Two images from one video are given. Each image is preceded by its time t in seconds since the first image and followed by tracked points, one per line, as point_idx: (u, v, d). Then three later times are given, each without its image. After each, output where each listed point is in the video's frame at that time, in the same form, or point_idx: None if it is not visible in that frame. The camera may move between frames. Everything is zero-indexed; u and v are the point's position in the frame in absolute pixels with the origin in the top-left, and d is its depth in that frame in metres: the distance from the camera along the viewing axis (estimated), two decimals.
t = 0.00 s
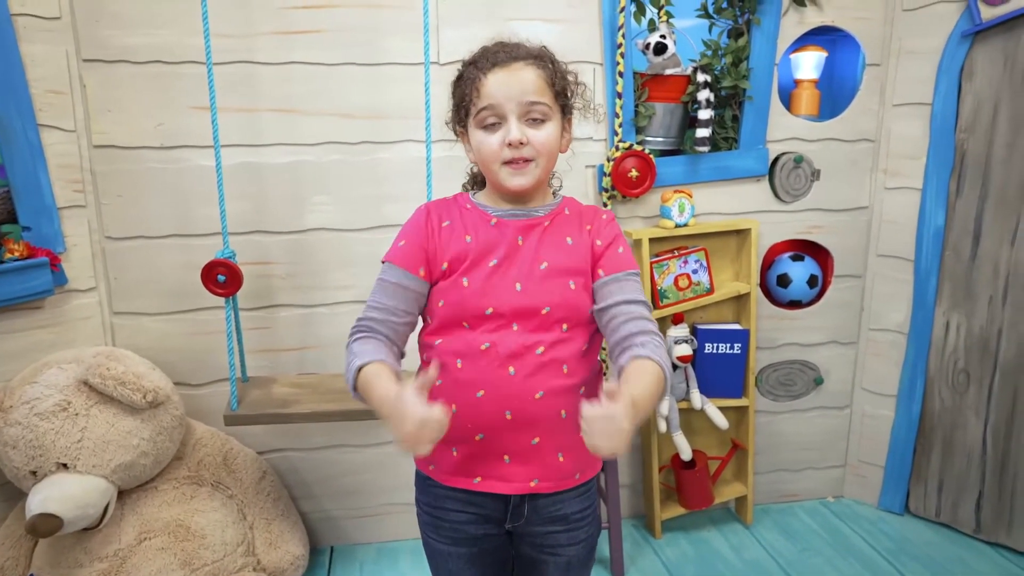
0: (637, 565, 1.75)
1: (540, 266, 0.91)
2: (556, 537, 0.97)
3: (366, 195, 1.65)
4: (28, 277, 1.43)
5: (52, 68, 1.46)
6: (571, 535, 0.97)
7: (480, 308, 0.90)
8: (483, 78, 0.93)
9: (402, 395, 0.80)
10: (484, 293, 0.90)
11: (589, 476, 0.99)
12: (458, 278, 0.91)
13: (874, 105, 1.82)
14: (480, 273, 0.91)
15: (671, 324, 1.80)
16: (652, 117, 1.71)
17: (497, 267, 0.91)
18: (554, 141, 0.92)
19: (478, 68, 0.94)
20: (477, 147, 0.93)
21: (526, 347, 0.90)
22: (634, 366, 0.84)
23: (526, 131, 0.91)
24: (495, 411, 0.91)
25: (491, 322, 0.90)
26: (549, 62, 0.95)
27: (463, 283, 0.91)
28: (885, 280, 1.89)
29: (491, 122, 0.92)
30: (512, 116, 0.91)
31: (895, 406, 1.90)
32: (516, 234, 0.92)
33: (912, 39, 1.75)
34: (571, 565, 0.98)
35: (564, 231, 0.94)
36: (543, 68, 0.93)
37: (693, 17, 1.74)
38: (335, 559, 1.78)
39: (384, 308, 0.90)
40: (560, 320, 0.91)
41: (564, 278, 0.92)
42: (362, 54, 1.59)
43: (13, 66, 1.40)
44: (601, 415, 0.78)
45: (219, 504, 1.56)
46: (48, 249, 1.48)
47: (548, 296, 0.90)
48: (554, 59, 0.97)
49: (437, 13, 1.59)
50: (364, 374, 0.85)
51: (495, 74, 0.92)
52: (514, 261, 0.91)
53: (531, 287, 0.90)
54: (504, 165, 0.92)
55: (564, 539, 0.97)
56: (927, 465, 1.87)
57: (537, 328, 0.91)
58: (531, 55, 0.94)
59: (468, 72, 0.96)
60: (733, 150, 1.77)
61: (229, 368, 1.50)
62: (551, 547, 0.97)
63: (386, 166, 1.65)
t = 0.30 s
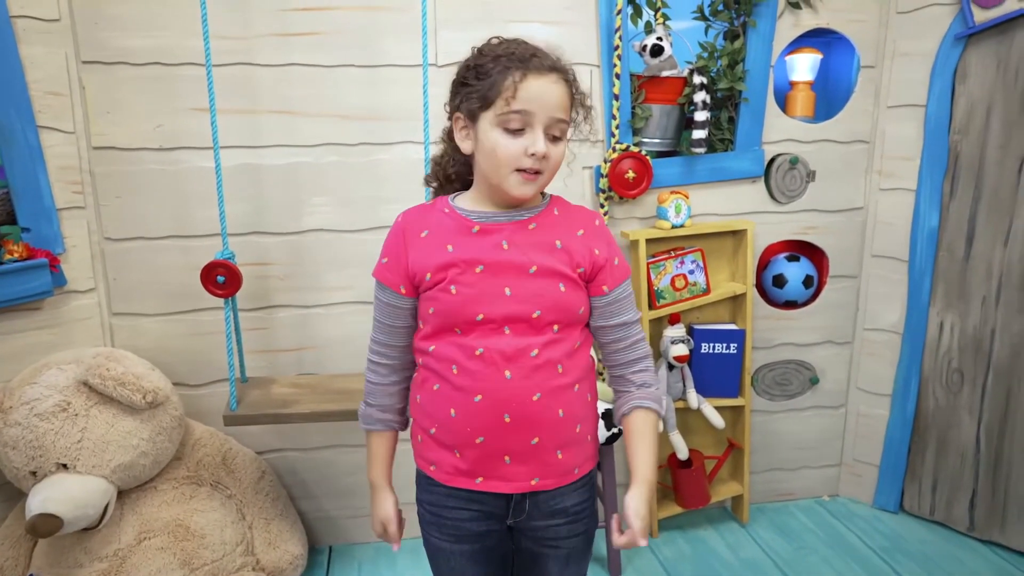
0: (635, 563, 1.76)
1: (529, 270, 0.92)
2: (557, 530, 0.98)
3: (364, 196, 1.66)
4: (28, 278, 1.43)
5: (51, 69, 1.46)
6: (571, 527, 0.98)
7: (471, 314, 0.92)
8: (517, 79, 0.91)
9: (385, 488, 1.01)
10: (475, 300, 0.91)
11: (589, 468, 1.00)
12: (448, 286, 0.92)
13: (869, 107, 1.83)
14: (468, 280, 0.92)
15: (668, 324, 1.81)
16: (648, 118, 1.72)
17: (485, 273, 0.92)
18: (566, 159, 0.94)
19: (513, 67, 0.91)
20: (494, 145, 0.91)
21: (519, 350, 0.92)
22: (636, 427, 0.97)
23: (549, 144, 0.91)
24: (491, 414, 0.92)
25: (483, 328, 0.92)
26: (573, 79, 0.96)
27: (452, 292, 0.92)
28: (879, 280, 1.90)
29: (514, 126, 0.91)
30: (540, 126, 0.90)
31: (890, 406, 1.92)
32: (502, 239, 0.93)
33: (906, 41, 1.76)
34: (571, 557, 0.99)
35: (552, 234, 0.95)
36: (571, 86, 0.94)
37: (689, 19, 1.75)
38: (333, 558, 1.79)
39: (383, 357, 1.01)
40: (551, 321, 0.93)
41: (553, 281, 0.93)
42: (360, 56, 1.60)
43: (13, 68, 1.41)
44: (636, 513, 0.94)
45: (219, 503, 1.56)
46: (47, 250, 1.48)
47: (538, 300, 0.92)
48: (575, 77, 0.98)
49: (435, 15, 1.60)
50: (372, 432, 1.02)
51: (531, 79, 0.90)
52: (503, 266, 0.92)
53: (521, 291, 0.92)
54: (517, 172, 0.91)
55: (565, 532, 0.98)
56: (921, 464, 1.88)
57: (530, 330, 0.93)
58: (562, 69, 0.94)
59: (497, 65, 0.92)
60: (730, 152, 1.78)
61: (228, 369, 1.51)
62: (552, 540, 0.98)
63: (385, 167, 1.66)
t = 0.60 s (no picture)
0: (630, 560, 1.78)
1: (518, 272, 0.94)
2: (547, 520, 1.00)
3: (361, 196, 1.68)
4: (27, 278, 1.45)
5: (50, 70, 1.48)
6: (559, 516, 1.01)
7: (463, 316, 0.93)
8: (508, 85, 0.92)
9: (384, 490, 1.02)
10: (466, 302, 0.93)
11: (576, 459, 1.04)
12: (438, 290, 0.93)
13: (861, 108, 1.85)
14: (459, 283, 0.93)
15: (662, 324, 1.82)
16: (643, 119, 1.74)
17: (475, 275, 0.93)
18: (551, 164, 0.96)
19: (505, 73, 0.93)
20: (486, 151, 0.91)
21: (512, 350, 0.94)
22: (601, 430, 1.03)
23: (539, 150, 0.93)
24: (486, 414, 0.94)
25: (473, 329, 0.94)
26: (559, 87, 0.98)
27: (442, 295, 0.93)
28: (871, 280, 1.92)
29: (505, 131, 0.92)
30: (531, 132, 0.92)
31: (882, 404, 1.94)
32: (490, 242, 0.94)
33: (897, 43, 1.78)
34: (560, 546, 1.02)
35: (537, 234, 0.97)
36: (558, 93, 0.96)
37: (683, 21, 1.76)
38: (331, 556, 1.81)
39: (365, 360, 0.99)
40: (540, 319, 0.96)
41: (541, 281, 0.96)
42: (357, 57, 1.61)
43: (12, 69, 1.42)
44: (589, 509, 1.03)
45: (217, 501, 1.58)
46: (46, 250, 1.50)
47: (527, 300, 0.94)
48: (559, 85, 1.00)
49: (431, 17, 1.62)
50: (359, 437, 1.01)
51: (522, 86, 0.92)
52: (492, 269, 0.94)
53: (511, 292, 0.94)
54: (507, 176, 0.92)
55: (554, 521, 1.01)
56: (913, 462, 1.90)
57: (520, 329, 0.95)
58: (552, 76, 0.96)
59: (487, 72, 0.93)
60: (723, 152, 1.80)
61: (227, 368, 1.52)
62: (543, 530, 1.01)
63: (382, 167, 1.67)
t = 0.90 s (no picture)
0: (627, 557, 1.79)
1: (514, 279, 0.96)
2: (548, 493, 1.03)
3: (358, 196, 1.69)
4: (28, 277, 1.46)
5: (50, 71, 1.49)
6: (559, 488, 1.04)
7: (462, 325, 0.94)
8: (511, 93, 0.91)
9: (422, 495, 0.90)
10: (467, 311, 0.93)
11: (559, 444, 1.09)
12: (438, 299, 0.92)
13: (855, 108, 1.86)
14: (459, 293, 0.93)
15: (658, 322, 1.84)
16: (638, 119, 1.76)
17: (476, 284, 0.94)
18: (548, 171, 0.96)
19: (508, 80, 0.91)
20: (484, 159, 0.91)
21: (510, 354, 0.96)
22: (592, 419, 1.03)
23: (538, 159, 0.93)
24: (484, 416, 0.96)
25: (471, 336, 0.95)
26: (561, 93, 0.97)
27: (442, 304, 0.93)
28: (866, 278, 1.93)
29: (504, 139, 0.91)
30: (531, 142, 0.91)
31: (876, 401, 1.95)
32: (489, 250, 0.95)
33: (890, 43, 1.80)
34: (569, 516, 1.04)
35: (529, 242, 0.99)
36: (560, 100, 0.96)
37: (678, 21, 1.78)
38: (329, 553, 1.82)
39: (366, 363, 0.92)
40: (533, 322, 0.98)
41: (534, 286, 0.98)
42: (355, 57, 1.62)
43: (13, 70, 1.43)
44: (596, 503, 0.98)
45: (216, 498, 1.59)
46: (46, 249, 1.51)
47: (523, 308, 0.97)
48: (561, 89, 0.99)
49: (428, 18, 1.63)
50: (384, 444, 0.90)
51: (526, 95, 0.91)
52: (491, 276, 0.95)
53: (508, 300, 0.96)
54: (504, 184, 0.92)
55: (555, 492, 1.03)
56: (907, 459, 1.92)
57: (515, 333, 0.97)
58: (554, 83, 0.95)
59: (490, 77, 0.92)
60: (718, 152, 1.81)
61: (226, 366, 1.54)
62: (547, 502, 1.03)
63: (380, 167, 1.69)
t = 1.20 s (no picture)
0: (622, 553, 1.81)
1: (558, 309, 0.94)
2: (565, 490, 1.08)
3: (356, 195, 1.71)
4: (29, 275, 1.48)
5: (51, 72, 1.51)
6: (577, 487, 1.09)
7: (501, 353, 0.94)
8: (557, 104, 0.84)
9: (578, 505, 0.78)
10: (510, 343, 0.93)
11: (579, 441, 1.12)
12: (485, 329, 0.91)
13: (848, 108, 1.88)
14: (507, 324, 0.92)
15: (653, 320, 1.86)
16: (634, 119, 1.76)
17: (526, 317, 0.92)
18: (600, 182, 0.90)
19: (554, 90, 0.85)
20: (530, 174, 0.86)
21: (543, 379, 0.97)
22: (672, 427, 0.93)
23: (587, 172, 0.87)
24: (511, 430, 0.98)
25: (509, 361, 0.95)
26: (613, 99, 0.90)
27: (490, 335, 0.92)
28: (859, 277, 1.95)
29: (551, 152, 0.86)
30: (579, 154, 0.86)
31: (870, 398, 1.97)
32: (544, 282, 0.92)
33: (883, 44, 1.82)
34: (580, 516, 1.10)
35: (578, 265, 0.95)
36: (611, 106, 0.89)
37: (673, 23, 1.81)
38: (327, 548, 1.84)
39: (465, 386, 0.85)
40: (571, 347, 0.98)
41: (581, 314, 0.96)
42: (354, 59, 1.64)
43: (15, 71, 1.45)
44: (721, 510, 0.82)
45: (216, 494, 1.61)
46: (47, 248, 1.53)
47: (566, 337, 0.96)
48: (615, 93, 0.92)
49: (425, 19, 1.65)
50: (517, 464, 0.80)
51: (572, 105, 0.85)
52: (540, 307, 0.93)
53: (552, 331, 0.94)
54: (552, 200, 0.87)
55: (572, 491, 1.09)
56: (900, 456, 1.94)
57: (552, 358, 0.97)
58: (605, 88, 0.88)
59: (534, 87, 0.86)
60: (712, 151, 1.83)
61: (226, 363, 1.55)
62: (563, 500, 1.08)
63: (378, 166, 1.70)
